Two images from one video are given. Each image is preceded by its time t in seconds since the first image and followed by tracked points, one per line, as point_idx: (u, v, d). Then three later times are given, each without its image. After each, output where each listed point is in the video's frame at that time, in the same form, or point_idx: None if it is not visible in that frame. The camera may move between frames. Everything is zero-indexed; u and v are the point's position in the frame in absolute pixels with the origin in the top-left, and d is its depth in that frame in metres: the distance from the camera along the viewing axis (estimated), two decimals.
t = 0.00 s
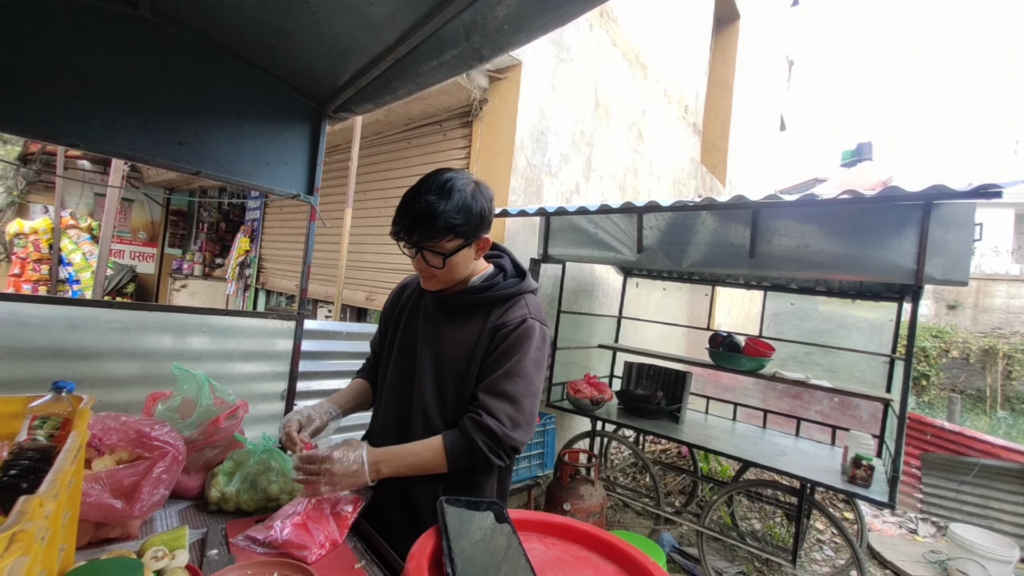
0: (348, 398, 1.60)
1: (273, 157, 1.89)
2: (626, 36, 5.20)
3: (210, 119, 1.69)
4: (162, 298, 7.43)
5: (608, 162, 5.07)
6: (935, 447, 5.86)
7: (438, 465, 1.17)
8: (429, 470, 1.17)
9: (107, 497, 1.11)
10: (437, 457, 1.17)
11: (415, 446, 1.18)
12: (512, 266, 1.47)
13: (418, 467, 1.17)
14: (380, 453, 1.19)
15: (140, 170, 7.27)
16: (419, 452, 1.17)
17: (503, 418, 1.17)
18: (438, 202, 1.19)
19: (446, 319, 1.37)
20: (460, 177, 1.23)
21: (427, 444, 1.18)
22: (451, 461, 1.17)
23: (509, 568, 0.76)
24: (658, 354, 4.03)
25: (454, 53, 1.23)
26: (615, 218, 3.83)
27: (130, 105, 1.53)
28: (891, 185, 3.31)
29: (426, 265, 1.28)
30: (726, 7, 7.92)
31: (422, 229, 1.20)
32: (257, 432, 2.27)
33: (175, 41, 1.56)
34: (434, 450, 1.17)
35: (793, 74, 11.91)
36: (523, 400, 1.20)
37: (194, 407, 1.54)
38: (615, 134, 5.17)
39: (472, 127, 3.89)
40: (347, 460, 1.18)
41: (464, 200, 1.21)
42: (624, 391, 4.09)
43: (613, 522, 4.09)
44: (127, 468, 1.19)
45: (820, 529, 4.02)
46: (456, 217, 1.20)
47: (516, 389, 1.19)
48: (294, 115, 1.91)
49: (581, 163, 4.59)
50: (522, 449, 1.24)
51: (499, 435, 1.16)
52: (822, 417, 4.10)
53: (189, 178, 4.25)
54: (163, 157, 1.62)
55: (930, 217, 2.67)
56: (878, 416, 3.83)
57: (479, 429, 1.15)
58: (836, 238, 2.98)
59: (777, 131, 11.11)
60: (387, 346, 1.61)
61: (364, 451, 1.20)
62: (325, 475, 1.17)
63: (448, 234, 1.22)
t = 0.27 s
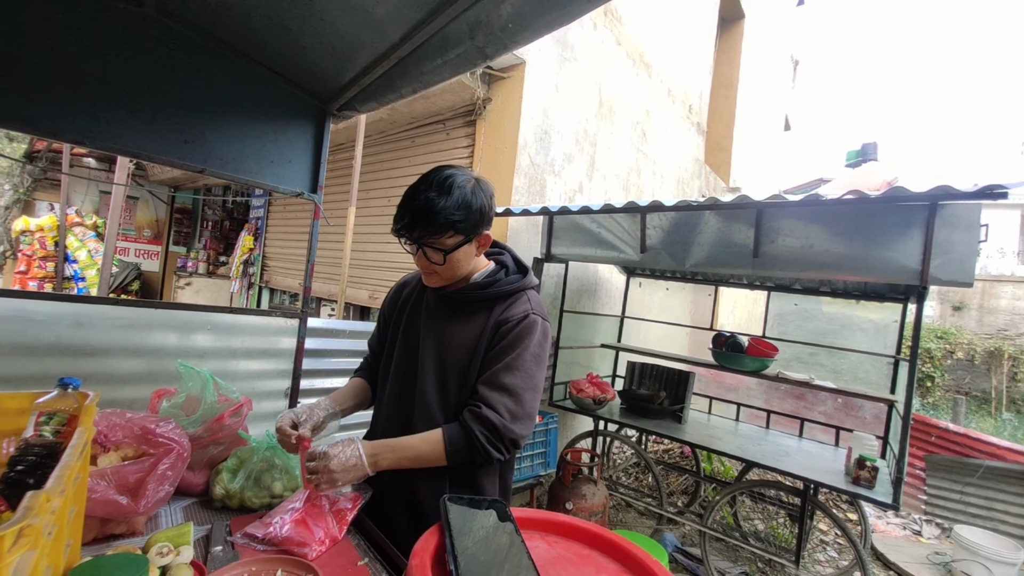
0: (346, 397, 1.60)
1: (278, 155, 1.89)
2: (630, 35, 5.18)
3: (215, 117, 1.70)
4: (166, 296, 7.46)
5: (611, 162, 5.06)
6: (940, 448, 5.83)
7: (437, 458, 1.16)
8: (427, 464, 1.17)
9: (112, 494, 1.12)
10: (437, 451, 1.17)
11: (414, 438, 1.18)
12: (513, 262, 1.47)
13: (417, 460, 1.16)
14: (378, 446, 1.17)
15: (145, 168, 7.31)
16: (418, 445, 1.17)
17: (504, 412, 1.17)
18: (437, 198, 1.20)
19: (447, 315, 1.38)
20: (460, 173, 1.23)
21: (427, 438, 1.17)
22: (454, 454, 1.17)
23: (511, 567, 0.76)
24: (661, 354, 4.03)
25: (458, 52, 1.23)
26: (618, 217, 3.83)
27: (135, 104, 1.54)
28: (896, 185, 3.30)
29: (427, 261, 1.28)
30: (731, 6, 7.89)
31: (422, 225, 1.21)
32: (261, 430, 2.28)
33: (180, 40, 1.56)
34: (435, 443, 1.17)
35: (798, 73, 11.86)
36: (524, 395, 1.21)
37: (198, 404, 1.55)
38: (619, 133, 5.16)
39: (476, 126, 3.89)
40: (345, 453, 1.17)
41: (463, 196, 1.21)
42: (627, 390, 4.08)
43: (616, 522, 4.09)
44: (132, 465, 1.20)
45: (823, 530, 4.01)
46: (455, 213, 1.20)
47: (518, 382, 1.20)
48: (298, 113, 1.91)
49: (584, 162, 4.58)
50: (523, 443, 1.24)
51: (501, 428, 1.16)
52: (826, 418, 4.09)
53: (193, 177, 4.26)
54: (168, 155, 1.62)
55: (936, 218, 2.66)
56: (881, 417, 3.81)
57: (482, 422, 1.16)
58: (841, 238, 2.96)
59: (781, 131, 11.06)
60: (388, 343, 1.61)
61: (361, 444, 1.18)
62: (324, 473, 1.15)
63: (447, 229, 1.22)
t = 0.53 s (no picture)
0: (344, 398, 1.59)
1: (277, 160, 1.89)
2: (628, 37, 5.20)
3: (213, 122, 1.70)
4: (166, 301, 7.47)
5: (610, 164, 5.07)
6: (941, 449, 5.80)
7: (441, 459, 1.17)
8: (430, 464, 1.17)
9: (112, 500, 1.12)
10: (442, 451, 1.16)
11: (418, 438, 1.18)
12: (510, 264, 1.47)
13: (420, 460, 1.16)
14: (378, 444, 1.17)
15: (145, 174, 7.32)
16: (423, 445, 1.17)
17: (507, 414, 1.17)
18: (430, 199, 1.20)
19: (446, 318, 1.37)
20: (452, 174, 1.23)
21: (433, 439, 1.17)
22: (457, 456, 1.17)
23: (512, 570, 0.76)
24: (661, 355, 4.03)
25: (456, 56, 1.24)
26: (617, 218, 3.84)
27: (134, 110, 1.54)
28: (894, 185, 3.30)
29: (422, 263, 1.28)
30: (728, 8, 7.92)
31: (416, 226, 1.21)
32: (261, 434, 2.28)
33: (179, 46, 1.57)
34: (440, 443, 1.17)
35: (796, 74, 11.88)
36: (526, 397, 1.21)
37: (198, 409, 1.54)
38: (617, 135, 5.17)
39: (474, 129, 3.90)
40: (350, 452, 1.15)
41: (457, 196, 1.22)
42: (627, 392, 4.08)
43: (617, 524, 4.08)
44: (131, 471, 1.20)
45: (825, 531, 4.01)
46: (449, 212, 1.20)
47: (519, 384, 1.20)
48: (297, 118, 1.92)
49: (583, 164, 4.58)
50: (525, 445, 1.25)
51: (504, 430, 1.16)
52: (826, 418, 4.08)
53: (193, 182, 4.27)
54: (167, 161, 1.63)
55: (934, 217, 2.66)
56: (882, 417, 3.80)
57: (485, 425, 1.16)
58: (840, 238, 2.97)
59: (779, 131, 11.08)
60: (386, 347, 1.61)
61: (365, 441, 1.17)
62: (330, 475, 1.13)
63: (441, 230, 1.22)
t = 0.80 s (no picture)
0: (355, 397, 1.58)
1: (280, 165, 1.90)
2: (629, 39, 5.21)
3: (217, 128, 1.71)
4: (171, 305, 7.51)
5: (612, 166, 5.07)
6: (948, 449, 5.88)
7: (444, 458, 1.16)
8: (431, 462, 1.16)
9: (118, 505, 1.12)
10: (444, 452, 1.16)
11: (421, 432, 1.17)
12: (509, 266, 1.47)
13: (422, 456, 1.15)
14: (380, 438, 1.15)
15: (149, 179, 7.37)
16: (426, 441, 1.15)
17: (508, 417, 1.18)
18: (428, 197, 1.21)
19: (446, 320, 1.38)
20: (449, 173, 1.24)
21: (435, 436, 1.16)
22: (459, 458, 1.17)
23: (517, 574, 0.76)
24: (665, 357, 4.01)
25: (458, 61, 1.24)
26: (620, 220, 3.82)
27: (139, 117, 1.56)
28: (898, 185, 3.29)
29: (423, 263, 1.29)
30: (729, 9, 7.92)
31: (416, 224, 1.22)
32: (265, 438, 2.28)
33: (183, 53, 1.58)
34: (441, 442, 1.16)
35: (797, 74, 11.87)
36: (527, 399, 1.21)
37: (203, 414, 1.55)
38: (619, 137, 5.17)
39: (476, 132, 3.90)
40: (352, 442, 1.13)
41: (455, 194, 1.22)
42: (631, 394, 4.07)
43: (622, 527, 4.07)
44: (137, 476, 1.20)
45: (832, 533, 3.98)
46: (447, 210, 1.21)
47: (519, 386, 1.20)
48: (299, 124, 1.92)
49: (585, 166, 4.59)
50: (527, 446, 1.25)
51: (504, 432, 1.17)
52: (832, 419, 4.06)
53: (198, 187, 4.31)
54: (171, 166, 1.63)
55: (939, 217, 2.65)
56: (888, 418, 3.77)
57: (485, 428, 1.16)
58: (843, 238, 2.96)
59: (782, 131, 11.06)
60: (388, 349, 1.62)
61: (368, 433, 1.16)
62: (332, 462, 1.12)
63: (441, 228, 1.23)
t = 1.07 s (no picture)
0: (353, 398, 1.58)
1: (282, 169, 1.91)
2: (630, 44, 5.23)
3: (220, 133, 1.72)
4: (172, 309, 7.52)
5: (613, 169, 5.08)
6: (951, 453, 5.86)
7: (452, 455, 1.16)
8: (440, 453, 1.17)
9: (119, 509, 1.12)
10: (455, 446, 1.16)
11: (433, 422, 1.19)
12: (508, 269, 1.47)
13: (434, 446, 1.17)
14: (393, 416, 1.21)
15: (152, 183, 7.39)
16: (438, 430, 1.18)
17: (515, 419, 1.17)
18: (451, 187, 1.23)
19: (445, 325, 1.38)
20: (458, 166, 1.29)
21: (447, 425, 1.18)
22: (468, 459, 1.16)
23: None
24: (667, 361, 4.01)
25: (460, 65, 1.25)
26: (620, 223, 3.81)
27: (142, 122, 1.57)
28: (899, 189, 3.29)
29: (448, 258, 1.27)
30: (730, 14, 7.95)
31: (444, 214, 1.21)
32: (266, 442, 2.28)
33: (186, 59, 1.59)
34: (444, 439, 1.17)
35: (798, 78, 11.89)
36: (532, 401, 1.21)
37: (204, 418, 1.55)
38: (620, 141, 5.18)
39: (477, 137, 3.92)
40: (371, 419, 1.19)
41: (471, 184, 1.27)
42: (632, 398, 4.06)
43: (623, 532, 4.05)
44: (138, 480, 1.20)
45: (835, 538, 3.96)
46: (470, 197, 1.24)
47: (523, 389, 1.20)
48: (301, 128, 1.93)
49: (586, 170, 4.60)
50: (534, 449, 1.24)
51: (512, 434, 1.16)
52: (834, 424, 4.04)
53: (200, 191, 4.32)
54: (174, 171, 1.64)
55: (941, 220, 2.65)
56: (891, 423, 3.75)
57: (493, 430, 1.16)
58: (845, 242, 2.96)
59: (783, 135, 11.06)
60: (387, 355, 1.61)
61: (385, 411, 1.21)
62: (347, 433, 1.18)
63: (466, 216, 1.24)
